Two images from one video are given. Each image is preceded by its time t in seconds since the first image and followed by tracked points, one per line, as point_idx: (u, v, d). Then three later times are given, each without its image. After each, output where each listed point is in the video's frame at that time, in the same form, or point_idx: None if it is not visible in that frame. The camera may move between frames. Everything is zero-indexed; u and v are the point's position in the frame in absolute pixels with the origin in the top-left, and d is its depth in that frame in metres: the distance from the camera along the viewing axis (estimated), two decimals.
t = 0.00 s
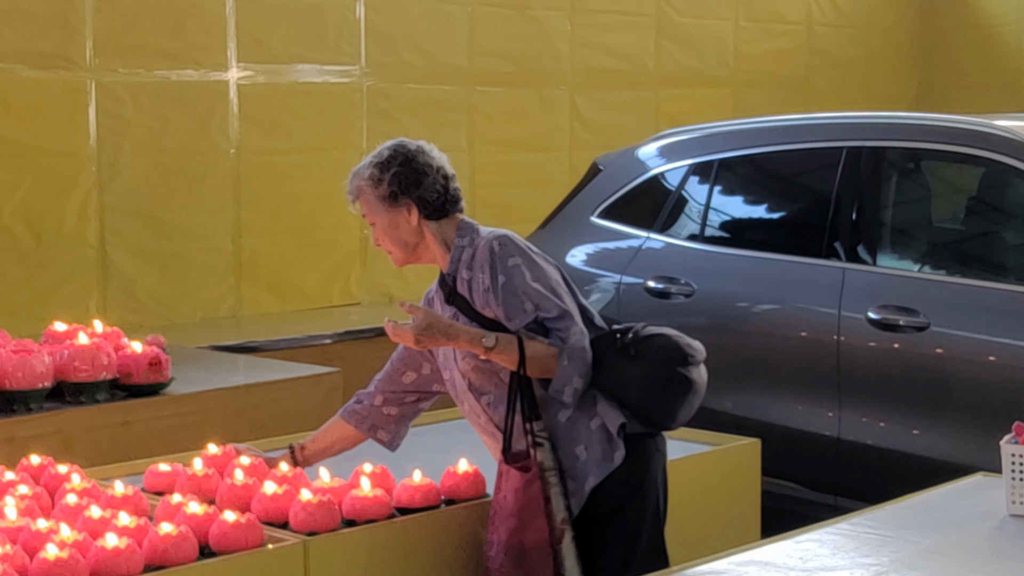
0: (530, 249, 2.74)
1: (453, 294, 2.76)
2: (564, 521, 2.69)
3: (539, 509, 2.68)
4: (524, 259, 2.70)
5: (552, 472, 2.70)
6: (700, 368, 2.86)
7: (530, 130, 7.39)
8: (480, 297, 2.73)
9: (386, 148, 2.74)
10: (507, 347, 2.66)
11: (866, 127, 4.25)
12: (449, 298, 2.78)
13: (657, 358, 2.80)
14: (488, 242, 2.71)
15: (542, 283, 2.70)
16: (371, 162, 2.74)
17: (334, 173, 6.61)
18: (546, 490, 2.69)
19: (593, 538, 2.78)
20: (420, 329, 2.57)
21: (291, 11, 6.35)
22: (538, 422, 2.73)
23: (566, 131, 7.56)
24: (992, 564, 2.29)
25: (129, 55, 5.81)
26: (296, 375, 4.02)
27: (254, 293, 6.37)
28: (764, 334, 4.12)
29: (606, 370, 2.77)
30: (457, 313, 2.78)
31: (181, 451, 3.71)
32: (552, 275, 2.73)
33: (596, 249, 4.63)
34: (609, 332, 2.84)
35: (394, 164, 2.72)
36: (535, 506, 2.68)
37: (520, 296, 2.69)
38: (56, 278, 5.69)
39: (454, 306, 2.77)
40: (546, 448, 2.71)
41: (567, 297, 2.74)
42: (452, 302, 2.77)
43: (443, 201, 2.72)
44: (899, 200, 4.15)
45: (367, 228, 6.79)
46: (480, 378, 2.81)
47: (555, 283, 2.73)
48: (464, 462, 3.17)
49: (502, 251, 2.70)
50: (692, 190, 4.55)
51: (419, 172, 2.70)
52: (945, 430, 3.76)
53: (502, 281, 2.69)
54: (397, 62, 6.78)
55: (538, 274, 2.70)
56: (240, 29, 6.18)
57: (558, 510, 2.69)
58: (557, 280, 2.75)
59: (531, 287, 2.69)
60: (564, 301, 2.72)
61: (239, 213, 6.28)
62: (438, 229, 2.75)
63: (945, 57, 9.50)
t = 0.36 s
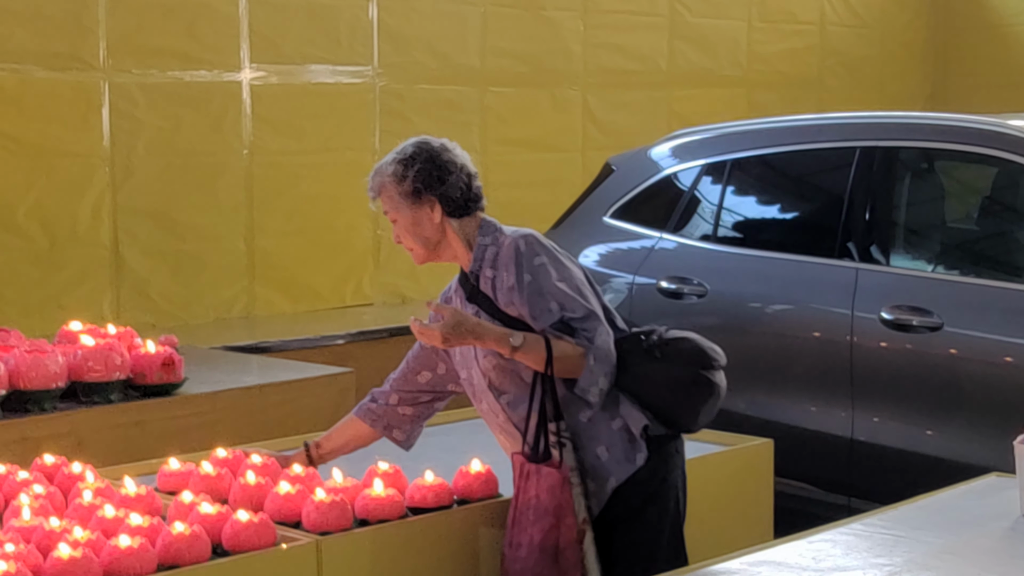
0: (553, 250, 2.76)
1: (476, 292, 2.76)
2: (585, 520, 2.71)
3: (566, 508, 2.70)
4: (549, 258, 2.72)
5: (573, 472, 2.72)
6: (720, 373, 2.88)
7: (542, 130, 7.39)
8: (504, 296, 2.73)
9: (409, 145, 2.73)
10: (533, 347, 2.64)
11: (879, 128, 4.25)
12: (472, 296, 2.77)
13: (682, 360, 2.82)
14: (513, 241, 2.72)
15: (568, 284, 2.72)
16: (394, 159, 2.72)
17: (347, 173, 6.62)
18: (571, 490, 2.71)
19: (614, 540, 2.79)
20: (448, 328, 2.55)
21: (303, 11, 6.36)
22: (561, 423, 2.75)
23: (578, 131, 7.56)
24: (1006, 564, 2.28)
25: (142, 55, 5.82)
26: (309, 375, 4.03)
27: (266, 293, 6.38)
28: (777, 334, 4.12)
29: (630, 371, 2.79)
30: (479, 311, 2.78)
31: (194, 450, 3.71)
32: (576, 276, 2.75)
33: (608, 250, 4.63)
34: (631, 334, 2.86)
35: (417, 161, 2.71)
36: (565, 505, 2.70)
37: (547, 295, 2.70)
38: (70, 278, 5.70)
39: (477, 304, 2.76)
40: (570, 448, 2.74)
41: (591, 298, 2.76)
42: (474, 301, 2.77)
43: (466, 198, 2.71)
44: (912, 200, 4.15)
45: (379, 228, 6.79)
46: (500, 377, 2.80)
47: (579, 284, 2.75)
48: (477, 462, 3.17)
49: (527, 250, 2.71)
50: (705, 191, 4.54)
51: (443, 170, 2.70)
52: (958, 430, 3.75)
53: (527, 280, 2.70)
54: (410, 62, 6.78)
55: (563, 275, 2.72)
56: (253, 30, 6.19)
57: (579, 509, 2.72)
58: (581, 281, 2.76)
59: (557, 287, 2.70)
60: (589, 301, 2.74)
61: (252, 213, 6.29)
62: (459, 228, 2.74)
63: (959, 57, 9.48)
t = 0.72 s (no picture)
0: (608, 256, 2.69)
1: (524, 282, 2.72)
2: (603, 532, 2.70)
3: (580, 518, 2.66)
4: (600, 266, 2.64)
5: (598, 483, 2.70)
6: (757, 400, 2.83)
7: (550, 130, 7.39)
8: (551, 294, 2.68)
9: (473, 124, 2.68)
10: (568, 355, 2.61)
11: (888, 126, 4.24)
12: (518, 287, 2.73)
13: (723, 386, 2.75)
14: (566, 242, 2.66)
15: (614, 296, 2.63)
16: (455, 138, 2.68)
17: (356, 173, 6.62)
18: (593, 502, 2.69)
19: (638, 551, 2.78)
20: (487, 320, 2.57)
21: (312, 11, 6.37)
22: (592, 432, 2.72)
23: (587, 131, 7.56)
24: (1014, 563, 2.28)
25: (151, 56, 5.84)
26: (318, 374, 4.03)
27: (276, 294, 6.39)
28: (786, 334, 4.12)
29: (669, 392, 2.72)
30: (524, 304, 2.74)
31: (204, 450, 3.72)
32: (625, 288, 2.67)
33: (617, 249, 4.63)
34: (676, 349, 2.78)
35: (479, 142, 2.66)
36: (579, 516, 2.67)
37: (590, 305, 2.63)
38: (80, 279, 5.72)
39: (523, 295, 2.73)
40: (596, 459, 2.72)
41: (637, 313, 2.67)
42: (521, 292, 2.73)
43: (524, 183, 2.67)
44: (921, 199, 4.14)
45: (388, 228, 6.80)
46: (539, 372, 2.77)
47: (628, 297, 2.67)
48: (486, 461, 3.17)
49: (578, 256, 2.65)
50: (714, 190, 4.54)
51: (505, 152, 2.65)
52: (967, 430, 3.74)
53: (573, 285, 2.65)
54: (419, 63, 6.79)
55: (615, 285, 2.64)
56: (262, 30, 6.20)
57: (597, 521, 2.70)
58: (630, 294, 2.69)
59: (602, 298, 2.62)
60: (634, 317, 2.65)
61: (262, 214, 6.30)
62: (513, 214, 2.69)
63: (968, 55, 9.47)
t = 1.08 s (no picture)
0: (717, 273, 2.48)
1: (625, 269, 2.53)
2: (664, 540, 2.53)
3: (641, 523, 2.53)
4: (701, 279, 2.44)
5: (661, 493, 2.52)
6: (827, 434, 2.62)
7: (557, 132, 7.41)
8: (652, 290, 2.50)
9: (613, 97, 2.50)
10: (625, 355, 2.45)
11: (895, 129, 4.24)
12: (618, 272, 2.54)
13: (802, 424, 2.54)
14: (681, 243, 2.47)
15: (705, 313, 2.42)
16: (591, 106, 2.49)
17: (364, 174, 6.64)
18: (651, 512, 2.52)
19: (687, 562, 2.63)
20: (559, 297, 2.45)
21: (320, 13, 6.38)
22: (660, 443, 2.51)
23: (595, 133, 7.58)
24: (1013, 564, 2.28)
25: (160, 57, 5.86)
26: (323, 374, 4.04)
27: (284, 294, 6.41)
28: (793, 335, 4.12)
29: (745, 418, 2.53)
30: (621, 291, 2.54)
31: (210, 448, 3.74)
32: (721, 306, 2.46)
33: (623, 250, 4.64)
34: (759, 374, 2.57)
35: (616, 115, 2.48)
36: (639, 522, 2.53)
37: (675, 313, 2.43)
38: (89, 278, 5.74)
39: (621, 281, 2.53)
40: (661, 469, 2.52)
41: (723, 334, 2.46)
42: (619, 278, 2.54)
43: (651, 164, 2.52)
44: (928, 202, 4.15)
45: (396, 229, 6.82)
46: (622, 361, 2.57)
47: (722, 315, 2.46)
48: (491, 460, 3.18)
49: (687, 260, 2.45)
50: (721, 192, 4.55)
51: (641, 131, 2.49)
52: (973, 432, 3.74)
53: (669, 288, 2.45)
54: (427, 65, 6.81)
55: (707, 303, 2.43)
56: (271, 32, 6.22)
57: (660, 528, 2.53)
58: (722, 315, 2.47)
59: (694, 312, 2.42)
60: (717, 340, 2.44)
61: (270, 214, 6.32)
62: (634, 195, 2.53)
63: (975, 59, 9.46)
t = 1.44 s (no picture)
0: (737, 285, 2.43)
1: (649, 269, 2.50)
2: (709, 538, 2.48)
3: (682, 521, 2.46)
4: (716, 288, 2.40)
5: (697, 492, 2.47)
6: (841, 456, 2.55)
7: (559, 135, 7.45)
8: (673, 293, 2.47)
9: (657, 95, 2.48)
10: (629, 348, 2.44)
11: (894, 132, 4.28)
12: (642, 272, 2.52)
13: (817, 440, 2.48)
14: (704, 250, 2.43)
15: (712, 321, 2.38)
16: (634, 102, 2.46)
17: (367, 177, 6.67)
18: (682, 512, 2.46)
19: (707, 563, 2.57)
20: (586, 285, 2.48)
21: (323, 17, 6.42)
22: (690, 443, 2.47)
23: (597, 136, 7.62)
24: (1012, 563, 2.29)
25: (165, 61, 5.89)
26: (324, 376, 4.07)
27: (287, 296, 6.43)
28: (792, 336, 4.14)
29: (766, 428, 2.47)
30: (644, 291, 2.52)
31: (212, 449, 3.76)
32: (734, 318, 2.42)
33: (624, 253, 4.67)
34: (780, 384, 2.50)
35: (658, 113, 2.46)
36: (678, 515, 2.46)
37: (682, 316, 2.41)
38: (93, 280, 5.77)
39: (644, 280, 2.51)
40: (692, 469, 2.47)
41: (734, 346, 2.42)
42: (642, 278, 2.52)
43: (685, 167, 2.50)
44: (926, 204, 4.18)
45: (399, 232, 6.84)
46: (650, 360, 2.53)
47: (734, 326, 2.42)
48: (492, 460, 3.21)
49: (707, 268, 2.42)
50: (721, 195, 4.59)
51: (679, 132, 2.47)
52: (973, 432, 3.77)
53: (683, 293, 2.43)
54: (430, 68, 6.84)
55: (717, 311, 2.39)
56: (274, 35, 6.26)
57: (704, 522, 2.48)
58: (734, 328, 2.42)
59: (700, 318, 2.38)
60: (723, 351, 2.40)
61: (273, 217, 6.35)
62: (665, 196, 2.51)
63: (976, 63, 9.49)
